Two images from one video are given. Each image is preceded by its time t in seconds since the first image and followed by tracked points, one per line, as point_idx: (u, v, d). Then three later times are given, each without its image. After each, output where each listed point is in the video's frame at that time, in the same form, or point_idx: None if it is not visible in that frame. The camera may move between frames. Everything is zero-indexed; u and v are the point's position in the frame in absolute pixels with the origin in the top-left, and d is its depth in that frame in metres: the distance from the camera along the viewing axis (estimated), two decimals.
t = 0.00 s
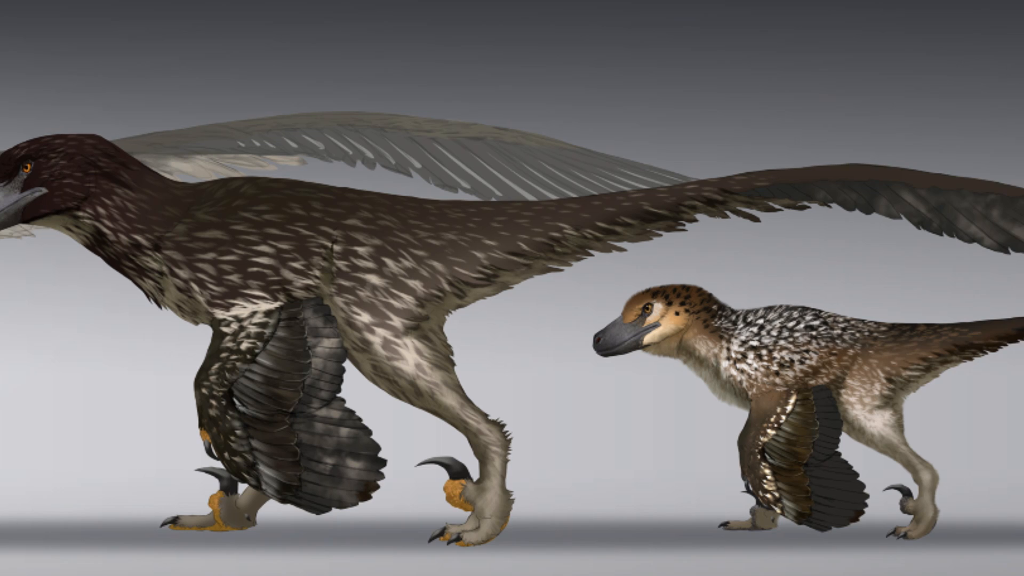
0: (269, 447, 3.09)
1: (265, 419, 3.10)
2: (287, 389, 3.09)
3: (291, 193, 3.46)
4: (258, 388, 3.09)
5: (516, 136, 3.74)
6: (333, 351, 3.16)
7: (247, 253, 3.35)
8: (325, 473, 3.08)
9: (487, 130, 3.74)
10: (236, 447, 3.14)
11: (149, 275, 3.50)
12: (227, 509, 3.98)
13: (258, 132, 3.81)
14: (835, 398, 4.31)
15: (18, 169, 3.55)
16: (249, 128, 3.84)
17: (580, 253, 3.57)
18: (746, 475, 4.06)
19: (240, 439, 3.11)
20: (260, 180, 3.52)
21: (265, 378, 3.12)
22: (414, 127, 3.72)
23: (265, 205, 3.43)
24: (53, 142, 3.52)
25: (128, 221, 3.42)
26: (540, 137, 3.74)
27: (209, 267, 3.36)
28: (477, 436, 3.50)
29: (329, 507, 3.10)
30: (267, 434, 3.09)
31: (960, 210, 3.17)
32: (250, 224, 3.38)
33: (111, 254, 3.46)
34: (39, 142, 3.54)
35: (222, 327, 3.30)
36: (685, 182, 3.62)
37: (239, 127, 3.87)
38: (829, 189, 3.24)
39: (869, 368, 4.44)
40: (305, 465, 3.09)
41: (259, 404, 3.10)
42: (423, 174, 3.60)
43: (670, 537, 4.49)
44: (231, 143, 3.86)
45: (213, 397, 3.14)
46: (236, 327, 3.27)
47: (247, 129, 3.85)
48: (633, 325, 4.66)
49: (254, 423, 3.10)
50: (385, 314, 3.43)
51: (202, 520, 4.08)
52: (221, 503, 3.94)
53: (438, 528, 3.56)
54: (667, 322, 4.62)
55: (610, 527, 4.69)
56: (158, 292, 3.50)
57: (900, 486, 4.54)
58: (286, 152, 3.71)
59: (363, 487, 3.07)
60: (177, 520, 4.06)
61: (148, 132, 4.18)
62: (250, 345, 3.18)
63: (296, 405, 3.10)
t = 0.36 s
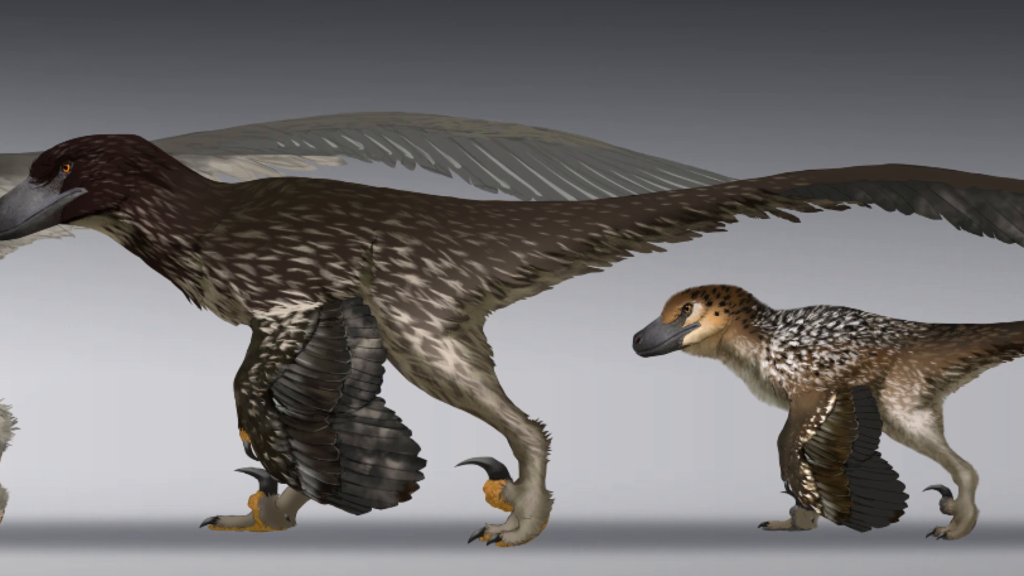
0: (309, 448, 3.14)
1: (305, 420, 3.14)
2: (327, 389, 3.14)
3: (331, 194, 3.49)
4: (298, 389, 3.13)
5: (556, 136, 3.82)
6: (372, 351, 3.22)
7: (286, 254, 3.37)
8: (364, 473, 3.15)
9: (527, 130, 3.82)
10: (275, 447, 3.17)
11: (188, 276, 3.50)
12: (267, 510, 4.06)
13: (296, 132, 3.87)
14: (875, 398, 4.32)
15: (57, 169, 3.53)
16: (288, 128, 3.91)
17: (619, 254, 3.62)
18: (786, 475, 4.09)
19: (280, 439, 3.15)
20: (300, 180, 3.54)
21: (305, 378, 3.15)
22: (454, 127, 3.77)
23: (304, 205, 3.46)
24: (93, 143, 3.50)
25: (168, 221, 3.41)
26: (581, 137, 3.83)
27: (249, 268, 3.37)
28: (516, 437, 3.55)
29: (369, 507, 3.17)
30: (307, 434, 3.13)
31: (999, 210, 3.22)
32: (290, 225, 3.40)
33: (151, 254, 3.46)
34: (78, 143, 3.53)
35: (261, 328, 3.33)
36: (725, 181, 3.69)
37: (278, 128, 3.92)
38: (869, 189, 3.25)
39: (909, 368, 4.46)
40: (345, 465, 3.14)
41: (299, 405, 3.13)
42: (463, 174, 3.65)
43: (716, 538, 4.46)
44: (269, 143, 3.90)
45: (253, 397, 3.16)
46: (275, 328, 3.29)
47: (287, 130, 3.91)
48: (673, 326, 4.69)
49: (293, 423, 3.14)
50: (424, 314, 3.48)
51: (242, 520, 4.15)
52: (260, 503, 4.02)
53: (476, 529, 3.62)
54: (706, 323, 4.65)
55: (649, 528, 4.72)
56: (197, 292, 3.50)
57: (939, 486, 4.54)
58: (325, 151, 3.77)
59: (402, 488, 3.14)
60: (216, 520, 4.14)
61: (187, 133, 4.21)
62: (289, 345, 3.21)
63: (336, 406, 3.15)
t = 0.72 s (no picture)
0: (348, 448, 3.21)
1: (344, 420, 3.21)
2: (367, 390, 3.21)
3: (370, 194, 3.55)
4: (338, 389, 3.20)
5: (595, 136, 3.87)
6: (411, 352, 3.29)
7: (326, 254, 3.43)
8: (404, 474, 3.22)
9: (566, 130, 3.88)
10: (315, 447, 3.24)
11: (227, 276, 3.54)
12: (306, 510, 4.14)
13: (336, 133, 3.95)
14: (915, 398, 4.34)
15: (97, 169, 3.55)
16: (329, 129, 3.99)
17: (659, 254, 3.66)
18: (825, 476, 4.11)
19: (319, 440, 3.22)
20: (339, 180, 3.60)
21: (345, 379, 3.22)
22: (493, 128, 3.84)
23: (343, 206, 3.52)
24: (133, 143, 3.52)
25: (208, 221, 3.45)
26: (620, 137, 3.89)
27: (289, 268, 3.43)
28: (556, 438, 3.59)
29: (408, 507, 3.24)
30: (346, 435, 3.20)
31: None
32: (330, 225, 3.46)
33: (191, 255, 3.49)
34: (118, 143, 3.54)
35: (301, 328, 3.39)
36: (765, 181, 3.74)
37: (318, 129, 4.00)
38: (908, 189, 3.31)
39: (948, 368, 4.48)
40: (384, 465, 3.22)
41: (338, 405, 3.20)
42: (502, 174, 3.71)
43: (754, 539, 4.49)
44: (309, 144, 3.98)
45: (293, 398, 3.24)
46: (315, 328, 3.36)
47: (327, 131, 3.99)
48: (713, 326, 4.71)
49: (333, 424, 3.21)
50: (464, 314, 3.54)
51: (281, 520, 4.24)
52: (300, 503, 4.11)
53: (516, 529, 3.69)
54: (745, 323, 4.68)
55: (688, 528, 4.75)
56: (237, 292, 3.54)
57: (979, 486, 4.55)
58: (365, 152, 3.85)
59: (442, 488, 3.21)
60: (255, 521, 4.23)
61: (227, 133, 4.33)
62: (329, 345, 3.28)
63: (376, 406, 3.22)
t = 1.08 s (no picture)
0: (388, 449, 3.27)
1: (384, 421, 3.27)
2: (406, 390, 3.27)
3: (409, 195, 3.61)
4: (377, 389, 3.26)
5: (635, 137, 3.93)
6: (451, 352, 3.36)
7: (366, 255, 3.48)
8: (444, 474, 3.29)
9: (605, 131, 3.93)
10: (354, 448, 3.31)
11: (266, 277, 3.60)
12: (346, 510, 4.24)
13: (376, 133, 4.03)
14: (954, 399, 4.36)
15: (136, 169, 3.60)
16: (368, 129, 4.06)
17: (699, 254, 3.71)
18: (865, 476, 4.14)
19: (359, 440, 3.28)
20: (379, 181, 3.67)
21: (384, 379, 3.28)
22: (533, 128, 3.90)
23: (383, 206, 3.58)
24: (173, 144, 3.58)
25: (247, 221, 3.51)
26: (659, 137, 3.94)
27: (328, 268, 3.48)
28: (596, 437, 3.67)
29: (448, 508, 3.31)
30: (386, 435, 3.26)
31: None
32: (370, 226, 3.52)
33: (230, 255, 3.55)
34: (157, 143, 3.60)
35: (340, 329, 3.46)
36: (805, 182, 3.79)
37: (358, 129, 4.08)
38: (949, 189, 3.40)
39: (987, 368, 4.49)
40: (424, 465, 3.28)
41: (378, 406, 3.26)
42: (542, 175, 3.77)
43: (786, 538, 4.56)
44: (349, 144, 4.06)
45: (333, 398, 3.30)
46: (354, 329, 3.42)
47: (366, 131, 4.07)
48: (752, 327, 4.74)
49: (373, 424, 3.27)
50: (503, 314, 3.61)
51: (320, 520, 4.33)
52: (340, 503, 4.20)
53: (556, 529, 3.78)
54: (785, 324, 4.72)
55: (727, 528, 4.79)
56: (276, 292, 3.61)
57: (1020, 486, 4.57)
58: (405, 152, 3.93)
59: (481, 488, 3.28)
60: (295, 521, 4.32)
61: (266, 133, 4.41)
62: (369, 346, 3.35)
63: (415, 407, 3.28)
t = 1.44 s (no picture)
0: (428, 449, 3.34)
1: (424, 421, 3.35)
2: (445, 390, 3.34)
3: (449, 195, 3.68)
4: (417, 389, 3.34)
5: (674, 137, 4.00)
6: (490, 353, 3.43)
7: (405, 255, 3.56)
8: (483, 474, 3.35)
9: (644, 131, 3.99)
10: (394, 448, 3.38)
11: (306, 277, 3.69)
12: (387, 510, 4.32)
13: (417, 133, 4.12)
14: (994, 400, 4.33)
15: (176, 170, 3.69)
16: (409, 129, 4.15)
17: (738, 254, 3.76)
18: (904, 476, 4.17)
19: (399, 440, 3.36)
20: (419, 181, 3.73)
21: (423, 379, 3.36)
22: (573, 128, 3.96)
23: (422, 206, 3.66)
24: (213, 145, 3.66)
25: (287, 222, 3.59)
26: (699, 137, 4.00)
27: (368, 269, 3.56)
28: (636, 438, 3.74)
29: (488, 508, 3.38)
30: (425, 435, 3.34)
31: None
32: (409, 226, 3.59)
33: (271, 255, 3.64)
34: (197, 143, 3.68)
35: (380, 330, 3.54)
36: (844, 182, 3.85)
37: (399, 129, 4.16)
38: (987, 189, 3.44)
39: None
40: (463, 466, 3.35)
41: (418, 406, 3.34)
42: (581, 175, 3.83)
43: (821, 537, 4.60)
44: (389, 145, 4.15)
45: (373, 399, 3.38)
46: (394, 329, 3.50)
47: (405, 132, 4.15)
48: (792, 327, 4.77)
49: (412, 425, 3.35)
50: (543, 315, 3.67)
51: (360, 521, 4.41)
52: (379, 503, 4.27)
53: (596, 529, 3.85)
54: (824, 324, 4.75)
55: (766, 529, 4.83)
56: (316, 292, 3.70)
57: None
58: (445, 152, 4.01)
59: (520, 488, 3.34)
60: (335, 521, 4.40)
61: (306, 134, 4.50)
62: (408, 346, 3.43)
63: (455, 407, 3.35)
